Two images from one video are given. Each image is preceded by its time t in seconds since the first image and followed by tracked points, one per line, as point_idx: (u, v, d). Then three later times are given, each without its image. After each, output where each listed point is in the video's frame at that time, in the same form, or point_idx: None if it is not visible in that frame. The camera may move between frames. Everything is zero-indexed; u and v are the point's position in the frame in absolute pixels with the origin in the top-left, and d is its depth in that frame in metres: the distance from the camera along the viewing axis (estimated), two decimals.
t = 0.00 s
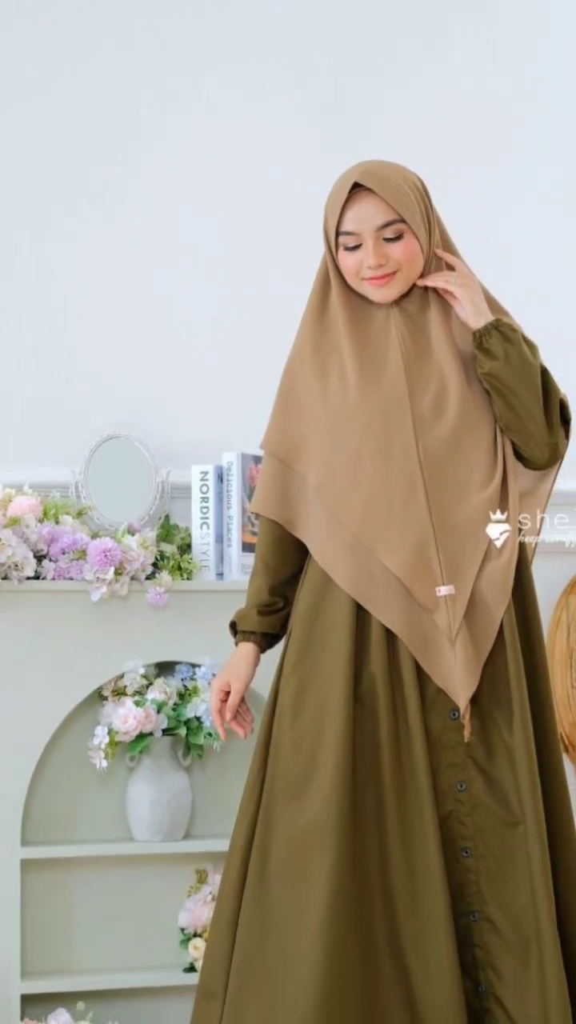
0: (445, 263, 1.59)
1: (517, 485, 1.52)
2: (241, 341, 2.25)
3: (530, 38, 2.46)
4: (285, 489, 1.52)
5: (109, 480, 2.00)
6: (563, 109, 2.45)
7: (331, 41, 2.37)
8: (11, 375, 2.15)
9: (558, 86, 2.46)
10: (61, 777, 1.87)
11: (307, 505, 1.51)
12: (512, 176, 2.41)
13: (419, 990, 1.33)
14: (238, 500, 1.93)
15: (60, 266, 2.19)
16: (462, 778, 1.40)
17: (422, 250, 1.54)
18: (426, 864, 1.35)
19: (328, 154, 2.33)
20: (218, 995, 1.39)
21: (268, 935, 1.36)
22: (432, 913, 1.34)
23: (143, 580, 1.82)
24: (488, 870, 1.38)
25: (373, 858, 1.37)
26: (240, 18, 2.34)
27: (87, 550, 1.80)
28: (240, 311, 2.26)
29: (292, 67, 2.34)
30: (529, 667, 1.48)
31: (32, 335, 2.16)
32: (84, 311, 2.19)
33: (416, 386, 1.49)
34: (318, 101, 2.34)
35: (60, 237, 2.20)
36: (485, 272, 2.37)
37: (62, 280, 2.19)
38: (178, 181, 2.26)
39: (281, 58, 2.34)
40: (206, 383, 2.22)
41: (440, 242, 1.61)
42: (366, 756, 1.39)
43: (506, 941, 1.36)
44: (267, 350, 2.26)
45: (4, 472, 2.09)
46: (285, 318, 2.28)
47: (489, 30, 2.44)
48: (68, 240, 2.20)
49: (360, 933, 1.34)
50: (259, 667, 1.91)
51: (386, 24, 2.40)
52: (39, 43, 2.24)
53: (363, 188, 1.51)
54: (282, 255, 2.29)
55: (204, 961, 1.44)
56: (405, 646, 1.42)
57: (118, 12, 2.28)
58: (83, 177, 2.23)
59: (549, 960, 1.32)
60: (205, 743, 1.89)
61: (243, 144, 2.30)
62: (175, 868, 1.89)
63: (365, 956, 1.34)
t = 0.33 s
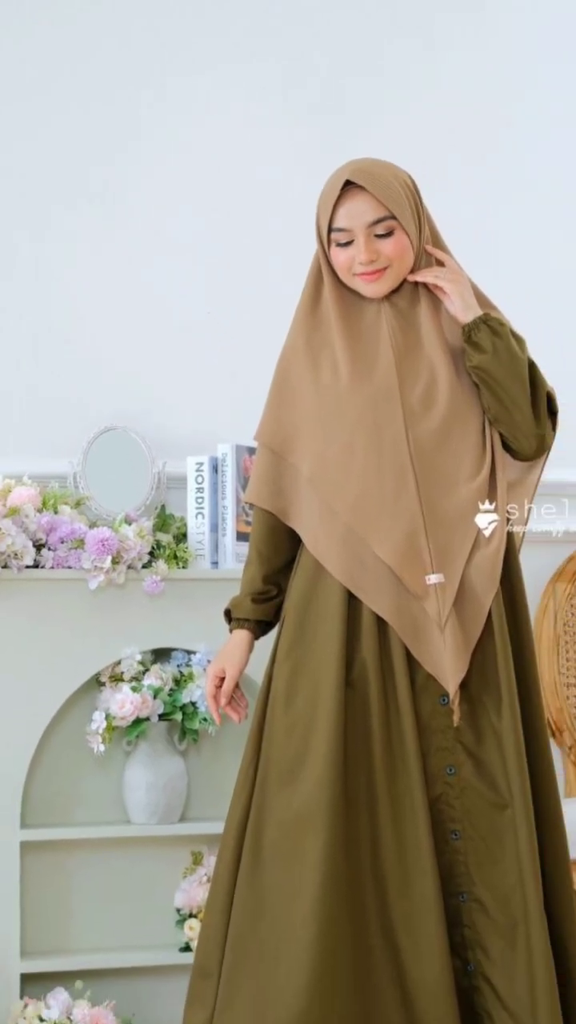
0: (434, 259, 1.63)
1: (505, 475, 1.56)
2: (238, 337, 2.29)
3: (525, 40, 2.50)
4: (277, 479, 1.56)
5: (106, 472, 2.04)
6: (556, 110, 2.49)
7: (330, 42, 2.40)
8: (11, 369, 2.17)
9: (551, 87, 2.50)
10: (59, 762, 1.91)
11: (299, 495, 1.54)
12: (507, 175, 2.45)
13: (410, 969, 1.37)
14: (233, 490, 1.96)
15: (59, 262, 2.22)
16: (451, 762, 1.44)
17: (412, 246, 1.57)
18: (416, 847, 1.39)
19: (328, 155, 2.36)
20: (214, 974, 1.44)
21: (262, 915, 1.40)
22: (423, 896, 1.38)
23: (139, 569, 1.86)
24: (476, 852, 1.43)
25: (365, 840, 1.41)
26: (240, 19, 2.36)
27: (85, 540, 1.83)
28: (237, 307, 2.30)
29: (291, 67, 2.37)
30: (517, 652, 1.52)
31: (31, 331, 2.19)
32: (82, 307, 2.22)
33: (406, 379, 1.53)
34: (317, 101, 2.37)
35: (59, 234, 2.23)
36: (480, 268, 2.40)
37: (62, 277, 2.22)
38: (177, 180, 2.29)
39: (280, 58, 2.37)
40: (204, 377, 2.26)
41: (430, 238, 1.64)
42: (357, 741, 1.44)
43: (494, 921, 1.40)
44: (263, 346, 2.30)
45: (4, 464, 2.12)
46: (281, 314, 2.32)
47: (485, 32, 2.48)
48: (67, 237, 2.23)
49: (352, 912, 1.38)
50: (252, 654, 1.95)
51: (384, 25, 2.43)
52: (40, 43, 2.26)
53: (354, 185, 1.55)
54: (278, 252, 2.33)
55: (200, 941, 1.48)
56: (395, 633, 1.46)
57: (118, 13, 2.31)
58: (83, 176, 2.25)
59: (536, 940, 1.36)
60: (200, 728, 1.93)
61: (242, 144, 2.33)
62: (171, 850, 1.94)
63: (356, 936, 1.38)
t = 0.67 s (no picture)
0: (425, 255, 1.66)
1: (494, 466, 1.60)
2: (232, 331, 2.32)
3: (519, 39, 2.52)
4: (272, 470, 1.60)
5: (104, 463, 2.07)
6: (547, 109, 2.52)
7: (326, 42, 2.43)
8: (11, 364, 2.21)
9: (543, 86, 2.53)
10: (58, 746, 1.95)
11: (293, 485, 1.58)
12: (498, 173, 2.48)
13: (400, 946, 1.41)
14: (228, 480, 2.00)
15: (56, 258, 2.25)
16: (442, 747, 1.48)
17: (403, 242, 1.61)
18: (406, 828, 1.44)
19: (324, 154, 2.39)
20: (208, 955, 1.47)
21: (256, 895, 1.44)
22: (413, 875, 1.42)
23: (136, 558, 1.89)
24: (465, 834, 1.47)
25: (356, 821, 1.45)
26: (238, 18, 2.39)
27: (83, 529, 1.87)
28: (232, 303, 2.33)
29: (286, 66, 2.40)
30: (503, 639, 1.57)
31: (29, 326, 2.22)
32: (79, 302, 2.25)
33: (397, 372, 1.57)
34: (311, 100, 2.40)
35: (58, 230, 2.26)
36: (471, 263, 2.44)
37: (59, 272, 2.25)
38: (174, 178, 2.33)
39: (276, 56, 2.40)
40: (200, 371, 2.29)
41: (421, 234, 1.68)
42: (349, 726, 1.48)
43: (482, 900, 1.45)
44: (257, 340, 2.33)
45: (3, 455, 2.15)
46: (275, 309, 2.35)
47: (480, 30, 2.50)
48: (65, 234, 2.26)
49: (345, 892, 1.43)
50: (247, 641, 1.98)
51: (380, 22, 2.45)
52: (40, 41, 2.29)
53: (346, 182, 1.58)
54: (272, 249, 2.36)
55: (194, 922, 1.52)
56: (386, 620, 1.50)
57: (118, 10, 2.33)
58: (80, 173, 2.28)
59: (523, 918, 1.41)
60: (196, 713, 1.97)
61: (237, 142, 2.36)
62: (168, 833, 1.98)
63: (348, 914, 1.43)
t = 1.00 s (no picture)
0: (415, 252, 1.70)
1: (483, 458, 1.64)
2: (227, 326, 2.35)
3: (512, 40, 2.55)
4: (265, 461, 1.64)
5: (102, 454, 2.11)
6: (539, 109, 2.56)
7: (321, 43, 2.46)
8: (10, 359, 2.24)
9: (535, 87, 2.56)
10: (57, 731, 1.99)
11: (286, 476, 1.62)
12: (490, 172, 2.52)
13: (391, 925, 1.46)
14: (223, 471, 2.03)
15: (55, 255, 2.29)
16: (432, 732, 1.53)
17: (394, 238, 1.64)
18: (397, 812, 1.48)
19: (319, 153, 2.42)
20: (204, 935, 1.52)
21: (250, 877, 1.48)
22: (403, 857, 1.46)
23: (133, 547, 1.93)
24: (454, 817, 1.51)
25: (349, 805, 1.50)
26: (236, 19, 2.42)
27: (81, 519, 1.90)
28: (228, 299, 2.36)
29: (281, 66, 2.43)
30: (492, 628, 1.61)
31: (29, 320, 2.26)
32: (78, 297, 2.29)
33: (388, 366, 1.60)
34: (305, 100, 2.43)
35: (57, 227, 2.29)
36: (463, 258, 2.47)
37: (57, 268, 2.28)
38: (171, 175, 2.36)
39: (272, 57, 2.43)
40: (195, 364, 2.33)
41: (411, 231, 1.71)
42: (342, 712, 1.52)
43: (471, 882, 1.49)
44: (251, 335, 2.37)
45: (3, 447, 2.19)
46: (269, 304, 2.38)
47: (477, 31, 2.54)
48: (65, 231, 2.30)
49: (338, 874, 1.47)
50: (241, 629, 2.02)
51: (375, 24, 2.48)
52: (41, 41, 2.32)
53: (339, 180, 1.62)
54: (267, 245, 2.39)
55: (190, 903, 1.56)
56: (378, 608, 1.54)
57: (118, 11, 2.36)
58: (78, 171, 2.31)
59: (512, 899, 1.45)
60: (192, 699, 2.01)
61: (235, 141, 2.39)
62: (164, 816, 2.03)
63: (341, 896, 1.47)
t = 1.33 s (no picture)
0: (407, 248, 1.73)
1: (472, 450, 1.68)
2: (224, 322, 2.39)
3: (504, 40, 2.58)
4: (260, 453, 1.67)
5: (100, 446, 2.15)
6: (530, 107, 2.58)
7: (315, 43, 2.48)
8: (10, 355, 2.28)
9: (526, 86, 2.58)
10: (56, 717, 2.03)
11: (280, 468, 1.66)
12: (482, 169, 2.54)
13: (382, 906, 1.50)
14: (218, 463, 2.08)
15: (55, 251, 2.32)
16: (423, 718, 1.57)
17: (386, 235, 1.68)
18: (389, 796, 1.52)
19: (312, 153, 2.45)
20: (199, 917, 1.55)
21: (245, 859, 1.53)
22: (395, 840, 1.51)
23: (130, 538, 1.97)
24: (445, 801, 1.55)
25: (341, 789, 1.54)
26: (233, 21, 2.45)
27: (79, 510, 1.94)
28: (223, 294, 2.39)
29: (278, 67, 2.46)
30: (482, 616, 1.65)
31: (28, 317, 2.29)
32: (77, 292, 2.32)
33: (380, 360, 1.64)
34: (299, 100, 2.46)
35: (56, 225, 2.33)
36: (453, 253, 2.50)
37: (56, 265, 2.32)
38: (168, 172, 2.39)
39: (270, 57, 2.46)
40: (191, 358, 2.36)
41: (402, 228, 1.75)
42: (335, 699, 1.56)
43: (461, 865, 1.53)
44: (245, 330, 2.39)
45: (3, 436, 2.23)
46: (262, 299, 2.41)
47: (474, 32, 2.57)
48: (64, 228, 2.33)
49: (331, 857, 1.51)
50: (236, 618, 2.06)
51: (374, 24, 2.52)
52: (41, 41, 2.35)
53: (331, 178, 1.65)
54: (262, 242, 2.42)
55: (186, 886, 1.60)
56: (370, 597, 1.58)
57: (118, 11, 2.40)
58: (74, 167, 2.35)
59: (501, 881, 1.49)
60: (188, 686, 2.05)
61: (231, 140, 2.42)
62: (161, 801, 2.07)
63: (334, 878, 1.51)
